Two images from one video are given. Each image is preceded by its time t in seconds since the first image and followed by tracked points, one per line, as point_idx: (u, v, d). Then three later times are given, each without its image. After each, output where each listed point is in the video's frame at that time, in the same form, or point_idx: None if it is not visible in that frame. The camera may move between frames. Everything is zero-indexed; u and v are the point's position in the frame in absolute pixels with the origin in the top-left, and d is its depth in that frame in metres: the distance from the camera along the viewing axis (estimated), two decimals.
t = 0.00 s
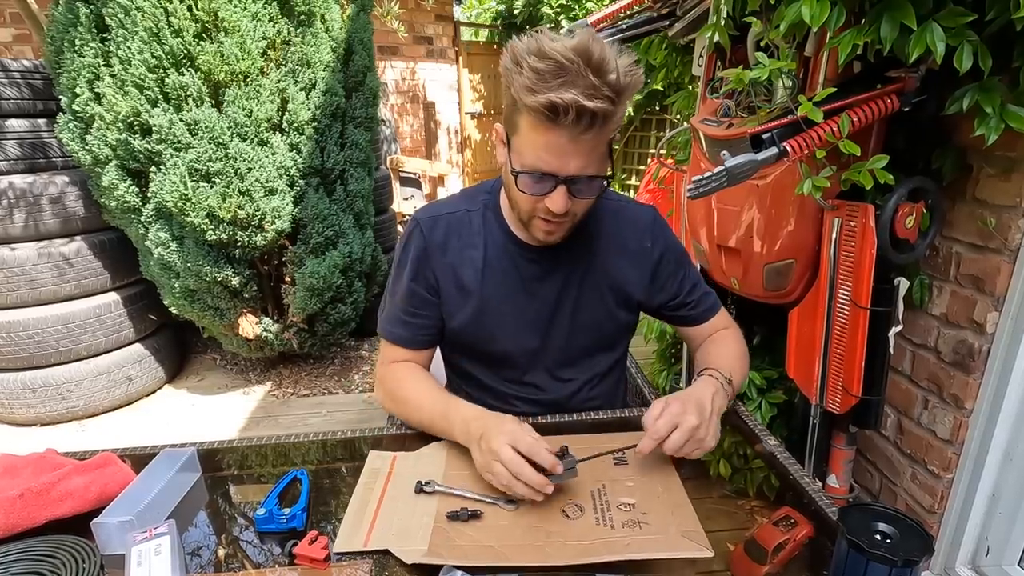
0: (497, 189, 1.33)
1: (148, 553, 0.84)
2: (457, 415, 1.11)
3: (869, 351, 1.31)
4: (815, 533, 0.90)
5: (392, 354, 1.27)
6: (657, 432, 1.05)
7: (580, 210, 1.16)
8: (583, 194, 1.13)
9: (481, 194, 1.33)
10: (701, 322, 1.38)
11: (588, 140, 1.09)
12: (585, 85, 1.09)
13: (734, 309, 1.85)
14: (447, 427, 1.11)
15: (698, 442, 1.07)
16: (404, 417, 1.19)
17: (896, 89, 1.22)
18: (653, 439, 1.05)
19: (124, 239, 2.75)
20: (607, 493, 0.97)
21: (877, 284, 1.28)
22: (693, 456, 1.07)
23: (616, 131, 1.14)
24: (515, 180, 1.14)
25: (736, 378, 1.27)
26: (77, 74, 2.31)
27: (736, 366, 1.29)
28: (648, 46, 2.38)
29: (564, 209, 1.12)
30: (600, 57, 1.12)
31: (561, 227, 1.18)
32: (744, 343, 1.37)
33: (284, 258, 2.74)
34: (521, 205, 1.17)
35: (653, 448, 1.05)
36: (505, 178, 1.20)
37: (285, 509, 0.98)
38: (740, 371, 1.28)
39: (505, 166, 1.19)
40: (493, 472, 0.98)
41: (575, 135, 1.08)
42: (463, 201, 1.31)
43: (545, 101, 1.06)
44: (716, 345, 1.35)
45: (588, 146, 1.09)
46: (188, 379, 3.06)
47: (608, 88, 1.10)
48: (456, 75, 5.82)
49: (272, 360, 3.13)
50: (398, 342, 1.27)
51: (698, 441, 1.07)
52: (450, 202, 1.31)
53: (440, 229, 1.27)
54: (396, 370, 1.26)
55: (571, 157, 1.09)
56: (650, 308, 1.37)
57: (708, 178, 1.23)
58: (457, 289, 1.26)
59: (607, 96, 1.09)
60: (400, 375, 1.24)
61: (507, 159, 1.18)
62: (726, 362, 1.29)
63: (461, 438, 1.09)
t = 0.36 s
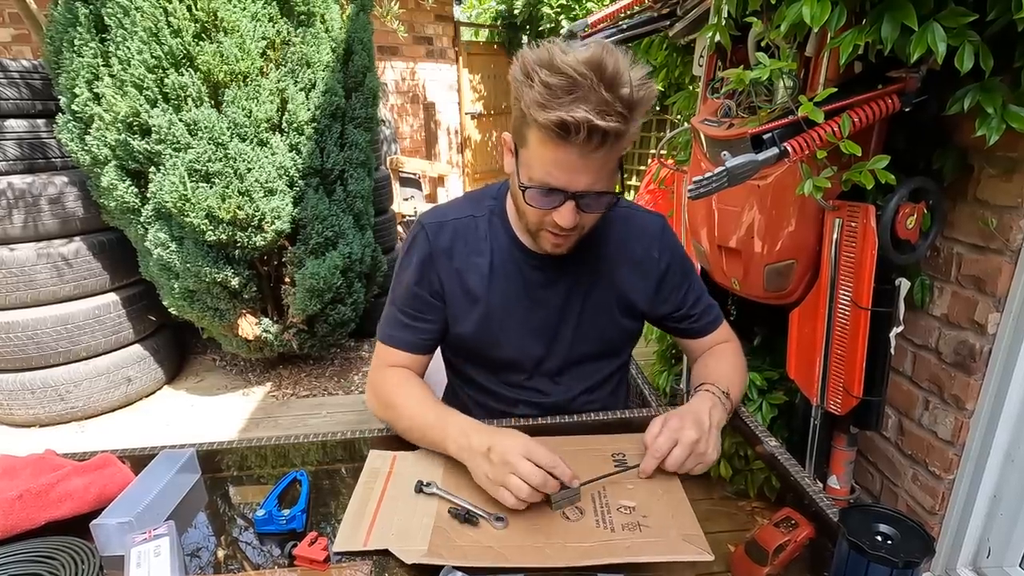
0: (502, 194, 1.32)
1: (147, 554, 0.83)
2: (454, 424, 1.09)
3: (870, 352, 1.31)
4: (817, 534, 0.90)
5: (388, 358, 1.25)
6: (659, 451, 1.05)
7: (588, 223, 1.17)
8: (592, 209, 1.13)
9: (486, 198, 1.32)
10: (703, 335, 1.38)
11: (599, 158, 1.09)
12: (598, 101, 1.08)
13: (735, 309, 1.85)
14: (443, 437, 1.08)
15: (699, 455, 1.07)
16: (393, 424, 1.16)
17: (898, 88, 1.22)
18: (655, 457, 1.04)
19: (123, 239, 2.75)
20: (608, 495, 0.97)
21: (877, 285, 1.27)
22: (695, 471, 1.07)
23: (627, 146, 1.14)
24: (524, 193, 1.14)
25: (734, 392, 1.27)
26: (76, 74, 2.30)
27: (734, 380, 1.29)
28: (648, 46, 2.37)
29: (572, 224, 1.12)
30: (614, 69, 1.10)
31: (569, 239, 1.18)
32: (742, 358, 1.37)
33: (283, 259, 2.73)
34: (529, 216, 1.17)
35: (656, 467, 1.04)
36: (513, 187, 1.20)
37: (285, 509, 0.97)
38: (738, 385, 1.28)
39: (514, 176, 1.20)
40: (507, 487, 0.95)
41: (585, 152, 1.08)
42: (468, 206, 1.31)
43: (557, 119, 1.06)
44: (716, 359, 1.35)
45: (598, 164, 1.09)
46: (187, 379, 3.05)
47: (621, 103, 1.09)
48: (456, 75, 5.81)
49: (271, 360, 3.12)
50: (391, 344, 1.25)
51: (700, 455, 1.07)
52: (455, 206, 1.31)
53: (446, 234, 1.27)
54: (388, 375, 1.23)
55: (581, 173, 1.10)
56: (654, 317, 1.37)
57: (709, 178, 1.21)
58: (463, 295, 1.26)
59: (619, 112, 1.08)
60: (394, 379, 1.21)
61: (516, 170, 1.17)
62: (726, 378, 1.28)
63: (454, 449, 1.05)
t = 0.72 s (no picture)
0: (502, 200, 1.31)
1: (147, 556, 0.83)
2: (449, 435, 1.05)
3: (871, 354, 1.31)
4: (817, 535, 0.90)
5: (384, 367, 1.23)
6: (667, 450, 1.06)
7: (574, 240, 1.16)
8: (571, 229, 1.12)
9: (485, 204, 1.31)
10: (703, 340, 1.38)
11: (569, 183, 1.07)
12: (566, 125, 1.05)
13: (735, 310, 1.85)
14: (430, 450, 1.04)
15: (708, 456, 1.07)
16: (386, 434, 1.13)
17: (899, 89, 1.21)
18: (663, 458, 1.04)
19: (123, 240, 2.74)
20: (608, 496, 0.97)
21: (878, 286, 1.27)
22: (707, 471, 1.06)
23: (604, 165, 1.10)
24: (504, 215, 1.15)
25: (738, 392, 1.26)
26: (75, 74, 2.30)
27: (736, 382, 1.28)
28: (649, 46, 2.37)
29: (553, 244, 1.13)
30: (583, 89, 1.06)
31: (556, 255, 1.18)
32: (741, 362, 1.37)
33: (283, 260, 2.73)
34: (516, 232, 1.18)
35: (663, 467, 1.04)
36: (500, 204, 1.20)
37: (285, 510, 0.97)
38: (739, 386, 1.28)
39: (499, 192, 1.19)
40: (514, 504, 0.92)
41: (552, 180, 1.06)
42: (467, 212, 1.30)
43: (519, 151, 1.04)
44: (715, 363, 1.35)
45: (569, 190, 1.07)
46: (187, 380, 3.05)
47: (589, 126, 1.05)
48: (456, 75, 5.81)
49: (271, 361, 3.12)
50: (391, 353, 1.24)
51: (710, 456, 1.07)
52: (453, 213, 1.30)
53: (444, 245, 1.26)
54: (382, 385, 1.20)
55: (553, 199, 1.08)
56: (655, 323, 1.36)
57: (710, 178, 1.21)
58: (463, 304, 1.26)
59: (588, 136, 1.04)
60: (389, 389, 1.19)
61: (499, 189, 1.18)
62: (729, 380, 1.28)
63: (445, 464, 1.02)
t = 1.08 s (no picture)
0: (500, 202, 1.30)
1: (147, 557, 0.83)
2: (448, 440, 1.05)
3: (872, 355, 1.31)
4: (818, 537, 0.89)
5: (381, 370, 1.23)
6: (670, 448, 1.06)
7: (552, 248, 1.15)
8: (546, 237, 1.11)
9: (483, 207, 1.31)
10: (703, 342, 1.38)
11: (530, 192, 1.06)
12: (524, 135, 1.05)
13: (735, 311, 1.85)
14: (431, 454, 1.04)
15: (711, 454, 1.07)
16: (382, 437, 1.12)
17: (900, 89, 1.21)
18: (666, 457, 1.05)
19: (123, 240, 2.74)
20: (609, 498, 0.96)
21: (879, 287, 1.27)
22: (711, 469, 1.06)
23: (567, 173, 1.09)
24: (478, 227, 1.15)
25: (740, 394, 1.26)
26: (75, 74, 2.29)
27: (736, 383, 1.28)
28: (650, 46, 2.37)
29: (529, 252, 1.12)
30: (541, 99, 1.07)
31: (538, 263, 1.17)
32: (741, 360, 1.37)
33: (283, 260, 2.73)
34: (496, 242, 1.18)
35: (667, 467, 1.04)
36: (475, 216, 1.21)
37: (285, 512, 0.97)
38: (739, 388, 1.28)
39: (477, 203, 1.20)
40: (507, 507, 0.90)
41: (512, 190, 1.06)
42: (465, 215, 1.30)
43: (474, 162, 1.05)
44: (715, 364, 1.35)
45: (531, 199, 1.06)
46: (186, 381, 3.04)
47: (546, 134, 1.05)
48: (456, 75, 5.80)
49: (271, 362, 3.12)
50: (391, 357, 1.24)
51: (713, 452, 1.07)
52: (451, 215, 1.30)
53: (442, 248, 1.26)
54: (379, 388, 1.20)
55: (518, 208, 1.08)
56: (654, 325, 1.36)
57: (710, 179, 1.20)
58: (462, 307, 1.26)
59: (545, 144, 1.04)
60: (387, 392, 1.18)
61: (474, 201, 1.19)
62: (729, 381, 1.28)
63: (443, 468, 1.02)
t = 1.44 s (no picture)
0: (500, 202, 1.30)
1: (146, 558, 0.82)
2: (448, 443, 1.05)
3: (873, 356, 1.31)
4: (819, 538, 0.89)
5: (381, 371, 1.23)
6: (670, 449, 1.06)
7: (575, 241, 1.15)
8: (574, 229, 1.11)
9: (483, 207, 1.30)
10: (703, 344, 1.37)
11: (571, 181, 1.07)
12: (565, 122, 1.04)
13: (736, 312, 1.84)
14: (436, 456, 1.03)
15: (711, 454, 1.07)
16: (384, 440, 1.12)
17: (901, 89, 1.21)
18: (666, 458, 1.04)
19: (122, 241, 2.74)
20: (609, 499, 0.96)
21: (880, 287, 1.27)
22: (711, 470, 1.06)
23: (603, 163, 1.10)
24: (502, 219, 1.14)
25: (739, 395, 1.26)
26: (74, 75, 2.29)
27: (736, 384, 1.28)
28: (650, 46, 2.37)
29: (556, 245, 1.11)
30: (579, 85, 1.06)
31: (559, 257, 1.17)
32: (741, 362, 1.37)
33: (283, 261, 2.72)
34: (515, 237, 1.17)
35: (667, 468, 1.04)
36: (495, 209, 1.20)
37: (285, 513, 0.96)
38: (739, 388, 1.28)
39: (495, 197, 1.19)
40: (517, 507, 0.91)
41: (553, 178, 1.06)
42: (465, 215, 1.29)
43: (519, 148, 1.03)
44: (715, 365, 1.34)
45: (570, 188, 1.07)
46: (185, 382, 3.04)
47: (589, 122, 1.05)
48: (456, 75, 5.80)
49: (271, 362, 3.11)
50: (390, 357, 1.23)
51: (713, 453, 1.08)
52: (451, 216, 1.29)
53: (442, 248, 1.25)
54: (379, 390, 1.20)
55: (555, 198, 1.08)
56: (654, 326, 1.36)
57: (711, 180, 1.20)
58: (462, 308, 1.25)
59: (588, 132, 1.04)
60: (387, 394, 1.18)
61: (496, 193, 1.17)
62: (729, 382, 1.28)
63: (446, 470, 1.01)
